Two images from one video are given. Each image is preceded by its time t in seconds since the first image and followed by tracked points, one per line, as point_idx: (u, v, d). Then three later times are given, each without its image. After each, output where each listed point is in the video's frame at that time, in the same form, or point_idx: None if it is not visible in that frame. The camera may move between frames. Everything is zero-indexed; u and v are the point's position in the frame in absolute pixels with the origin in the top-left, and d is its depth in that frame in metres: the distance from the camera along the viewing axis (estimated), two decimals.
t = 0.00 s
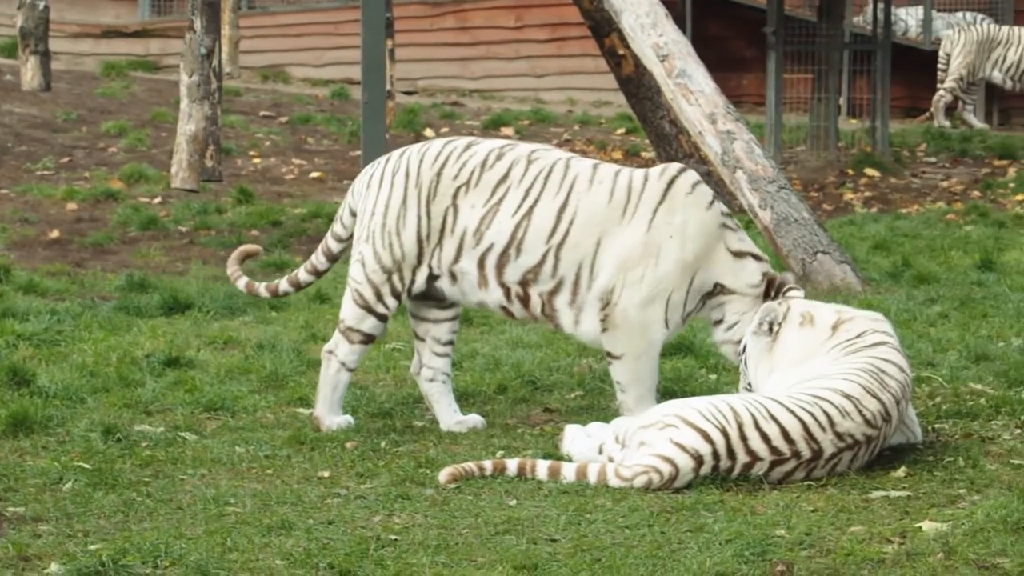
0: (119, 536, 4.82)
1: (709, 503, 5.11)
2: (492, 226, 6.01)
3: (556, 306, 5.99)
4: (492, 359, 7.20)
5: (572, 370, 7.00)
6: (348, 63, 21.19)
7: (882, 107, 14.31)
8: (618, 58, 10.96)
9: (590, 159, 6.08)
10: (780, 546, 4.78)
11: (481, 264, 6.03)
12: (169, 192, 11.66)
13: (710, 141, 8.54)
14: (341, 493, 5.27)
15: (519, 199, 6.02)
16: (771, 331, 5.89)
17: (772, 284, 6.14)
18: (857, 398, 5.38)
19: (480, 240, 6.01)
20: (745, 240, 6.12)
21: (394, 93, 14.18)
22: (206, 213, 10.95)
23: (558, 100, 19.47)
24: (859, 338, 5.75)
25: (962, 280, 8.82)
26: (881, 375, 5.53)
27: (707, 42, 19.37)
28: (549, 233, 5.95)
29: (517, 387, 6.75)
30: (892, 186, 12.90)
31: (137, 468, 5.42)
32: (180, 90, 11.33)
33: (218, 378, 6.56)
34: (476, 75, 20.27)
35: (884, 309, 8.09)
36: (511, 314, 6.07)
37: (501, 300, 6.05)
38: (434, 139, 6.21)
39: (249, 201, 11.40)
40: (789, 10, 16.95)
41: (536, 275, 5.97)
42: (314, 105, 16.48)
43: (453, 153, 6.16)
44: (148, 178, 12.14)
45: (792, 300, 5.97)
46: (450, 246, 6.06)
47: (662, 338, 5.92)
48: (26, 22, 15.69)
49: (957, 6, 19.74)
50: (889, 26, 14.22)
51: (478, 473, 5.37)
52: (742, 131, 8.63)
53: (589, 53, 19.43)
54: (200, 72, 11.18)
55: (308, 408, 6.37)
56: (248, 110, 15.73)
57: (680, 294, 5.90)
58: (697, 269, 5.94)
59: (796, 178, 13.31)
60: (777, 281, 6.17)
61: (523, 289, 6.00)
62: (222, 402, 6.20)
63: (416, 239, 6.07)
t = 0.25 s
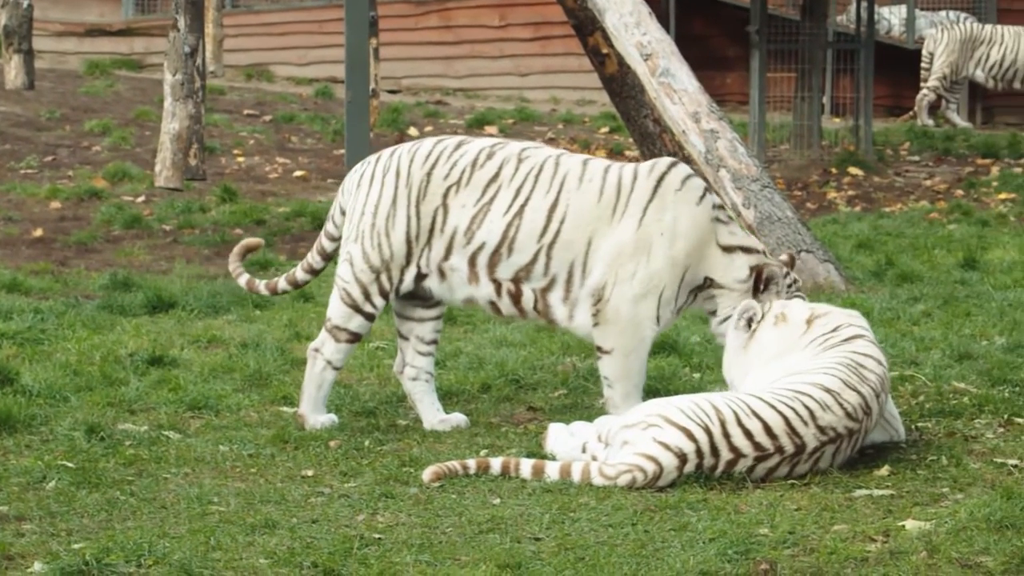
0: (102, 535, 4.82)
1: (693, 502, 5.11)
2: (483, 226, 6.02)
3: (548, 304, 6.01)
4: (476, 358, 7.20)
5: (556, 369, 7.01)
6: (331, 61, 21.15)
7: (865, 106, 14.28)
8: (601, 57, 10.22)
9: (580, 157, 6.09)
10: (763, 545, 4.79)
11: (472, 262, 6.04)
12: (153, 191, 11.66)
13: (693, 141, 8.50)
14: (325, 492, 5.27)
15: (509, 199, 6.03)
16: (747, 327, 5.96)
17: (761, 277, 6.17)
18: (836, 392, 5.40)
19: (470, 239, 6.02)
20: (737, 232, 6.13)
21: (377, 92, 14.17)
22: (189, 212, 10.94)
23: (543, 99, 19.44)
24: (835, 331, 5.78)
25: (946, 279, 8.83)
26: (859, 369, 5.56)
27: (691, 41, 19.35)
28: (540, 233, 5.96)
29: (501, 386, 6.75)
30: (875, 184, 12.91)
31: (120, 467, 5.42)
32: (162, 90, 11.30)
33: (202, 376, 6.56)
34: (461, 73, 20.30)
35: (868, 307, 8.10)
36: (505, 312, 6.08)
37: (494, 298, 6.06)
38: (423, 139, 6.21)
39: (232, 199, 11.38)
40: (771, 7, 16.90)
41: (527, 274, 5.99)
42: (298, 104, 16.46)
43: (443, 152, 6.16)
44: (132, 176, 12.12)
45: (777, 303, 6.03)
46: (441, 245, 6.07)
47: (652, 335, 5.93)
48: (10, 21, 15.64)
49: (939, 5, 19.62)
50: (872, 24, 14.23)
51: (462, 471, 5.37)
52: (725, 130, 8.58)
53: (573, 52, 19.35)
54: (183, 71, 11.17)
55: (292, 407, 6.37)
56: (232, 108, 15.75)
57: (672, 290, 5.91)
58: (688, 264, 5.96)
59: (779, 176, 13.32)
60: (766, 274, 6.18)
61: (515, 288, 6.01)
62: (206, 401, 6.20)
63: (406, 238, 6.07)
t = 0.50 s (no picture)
0: (87, 535, 4.81)
1: (677, 501, 5.10)
2: (478, 224, 6.02)
3: (544, 301, 6.03)
4: (461, 357, 7.20)
5: (541, 368, 7.01)
6: (318, 60, 21.24)
7: (850, 105, 14.27)
8: (586, 57, 9.83)
9: (573, 154, 6.11)
10: (747, 544, 4.79)
11: (468, 260, 6.04)
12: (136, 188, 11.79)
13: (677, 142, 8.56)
14: (309, 491, 5.27)
15: (503, 197, 6.04)
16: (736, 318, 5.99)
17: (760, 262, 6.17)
18: (816, 384, 5.43)
19: (465, 237, 6.03)
20: (732, 222, 6.15)
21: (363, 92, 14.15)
22: (175, 211, 10.93)
23: (529, 98, 19.44)
24: (814, 324, 5.81)
25: (931, 278, 8.83)
26: (838, 362, 5.59)
27: (677, 40, 19.36)
28: (534, 231, 5.98)
29: (486, 385, 6.75)
30: (860, 183, 12.91)
31: (104, 466, 5.41)
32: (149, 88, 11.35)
33: (187, 376, 6.56)
34: (446, 72, 20.34)
35: (852, 306, 8.09)
36: (501, 309, 6.09)
37: (489, 295, 6.08)
38: (416, 137, 6.21)
39: (219, 199, 11.37)
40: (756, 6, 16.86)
41: (523, 271, 6.01)
42: (283, 103, 16.45)
43: (436, 151, 6.16)
44: (117, 175, 12.12)
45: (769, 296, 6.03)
46: (435, 243, 6.07)
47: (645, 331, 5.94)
48: None
49: (923, 4, 19.60)
50: (856, 23, 14.23)
51: (447, 470, 5.36)
52: (709, 129, 8.66)
53: (558, 51, 19.34)
54: (168, 70, 11.20)
55: (277, 405, 6.36)
56: (218, 107, 15.76)
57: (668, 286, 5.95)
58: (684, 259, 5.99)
59: (764, 175, 13.32)
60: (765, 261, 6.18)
61: (510, 285, 6.03)
62: (191, 400, 6.19)
63: (401, 238, 6.06)
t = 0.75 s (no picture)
0: (75, 534, 4.81)
1: (664, 500, 5.10)
2: (478, 223, 6.03)
3: (542, 302, 6.03)
4: (448, 356, 7.20)
5: (528, 367, 7.02)
6: (305, 59, 21.29)
7: (836, 104, 14.24)
8: (573, 56, 9.74)
9: (571, 153, 6.11)
10: (734, 543, 4.79)
11: (467, 260, 6.05)
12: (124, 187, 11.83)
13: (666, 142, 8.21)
14: (297, 490, 5.27)
15: (503, 196, 6.04)
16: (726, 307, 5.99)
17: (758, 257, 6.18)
18: (798, 378, 5.44)
19: (465, 236, 6.03)
20: (727, 218, 6.14)
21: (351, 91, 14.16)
22: (162, 210, 10.93)
23: (517, 97, 19.43)
24: (795, 319, 5.83)
25: (918, 277, 8.84)
26: (818, 357, 5.61)
27: (665, 39, 19.35)
28: (534, 230, 5.98)
29: (473, 384, 6.75)
30: (848, 182, 12.91)
31: (92, 465, 5.42)
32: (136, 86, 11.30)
33: (175, 375, 6.56)
34: (433, 71, 20.33)
35: (839, 305, 8.10)
36: (500, 310, 6.09)
37: (487, 296, 6.08)
38: (414, 137, 6.20)
39: (206, 198, 11.37)
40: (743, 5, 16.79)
41: (521, 271, 6.01)
42: (271, 102, 16.47)
43: (434, 150, 6.16)
44: (105, 174, 12.16)
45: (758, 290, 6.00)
46: (437, 244, 6.07)
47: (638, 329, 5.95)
48: None
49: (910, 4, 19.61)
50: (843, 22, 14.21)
51: (435, 470, 5.36)
52: (697, 128, 8.30)
53: (545, 50, 19.36)
54: (155, 69, 11.14)
55: (265, 404, 6.37)
56: (205, 107, 15.78)
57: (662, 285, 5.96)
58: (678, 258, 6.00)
59: (751, 174, 13.32)
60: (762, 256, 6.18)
61: (508, 285, 6.04)
62: (178, 399, 6.19)
63: (403, 238, 6.06)
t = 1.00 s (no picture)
0: (61, 533, 4.81)
1: (650, 499, 5.10)
2: (491, 223, 6.05)
3: (546, 300, 6.07)
4: (434, 356, 7.20)
5: (514, 366, 7.03)
6: (291, 59, 21.36)
7: (823, 103, 14.25)
8: (560, 54, 9.58)
9: (580, 156, 6.14)
10: (720, 543, 4.79)
11: (475, 259, 6.09)
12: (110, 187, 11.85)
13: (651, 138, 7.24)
14: (282, 489, 5.28)
15: (516, 196, 6.05)
16: (720, 300, 5.93)
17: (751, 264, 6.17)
18: (781, 374, 5.45)
19: (477, 235, 6.05)
20: (728, 223, 6.13)
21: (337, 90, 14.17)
22: (148, 209, 10.93)
23: (504, 97, 19.42)
24: (778, 317, 5.84)
25: (904, 276, 8.85)
26: (800, 355, 5.63)
27: (651, 39, 19.33)
28: (545, 230, 6.01)
29: (459, 383, 6.75)
30: (834, 181, 12.92)
31: (78, 464, 5.42)
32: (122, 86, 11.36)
33: (161, 374, 6.56)
34: (419, 70, 20.34)
35: (825, 304, 8.11)
36: (503, 308, 6.12)
37: (493, 295, 6.11)
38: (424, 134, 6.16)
39: (192, 197, 11.38)
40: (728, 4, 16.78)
41: (528, 270, 6.04)
42: (258, 102, 16.49)
43: (446, 149, 6.13)
44: (91, 174, 12.18)
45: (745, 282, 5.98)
46: (448, 242, 6.08)
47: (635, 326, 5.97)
48: None
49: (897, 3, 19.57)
50: (830, 22, 14.23)
51: (422, 469, 5.36)
52: (684, 127, 7.34)
53: (531, 49, 19.37)
54: (141, 68, 11.18)
55: (251, 403, 6.35)
56: (191, 106, 15.80)
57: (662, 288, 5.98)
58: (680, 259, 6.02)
59: (737, 173, 13.32)
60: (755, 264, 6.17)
61: (514, 284, 6.07)
62: (164, 398, 6.19)
63: (419, 235, 6.03)
